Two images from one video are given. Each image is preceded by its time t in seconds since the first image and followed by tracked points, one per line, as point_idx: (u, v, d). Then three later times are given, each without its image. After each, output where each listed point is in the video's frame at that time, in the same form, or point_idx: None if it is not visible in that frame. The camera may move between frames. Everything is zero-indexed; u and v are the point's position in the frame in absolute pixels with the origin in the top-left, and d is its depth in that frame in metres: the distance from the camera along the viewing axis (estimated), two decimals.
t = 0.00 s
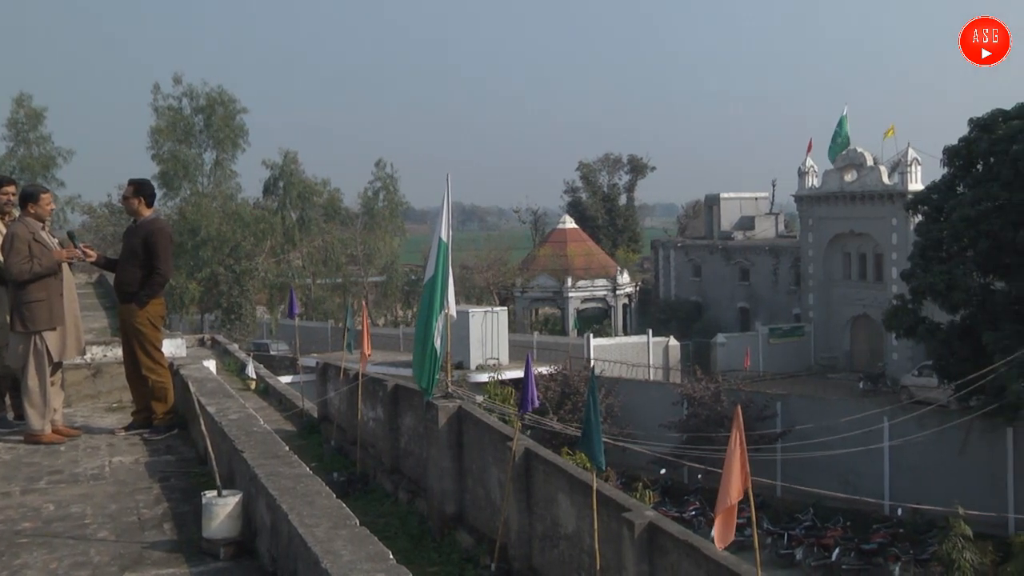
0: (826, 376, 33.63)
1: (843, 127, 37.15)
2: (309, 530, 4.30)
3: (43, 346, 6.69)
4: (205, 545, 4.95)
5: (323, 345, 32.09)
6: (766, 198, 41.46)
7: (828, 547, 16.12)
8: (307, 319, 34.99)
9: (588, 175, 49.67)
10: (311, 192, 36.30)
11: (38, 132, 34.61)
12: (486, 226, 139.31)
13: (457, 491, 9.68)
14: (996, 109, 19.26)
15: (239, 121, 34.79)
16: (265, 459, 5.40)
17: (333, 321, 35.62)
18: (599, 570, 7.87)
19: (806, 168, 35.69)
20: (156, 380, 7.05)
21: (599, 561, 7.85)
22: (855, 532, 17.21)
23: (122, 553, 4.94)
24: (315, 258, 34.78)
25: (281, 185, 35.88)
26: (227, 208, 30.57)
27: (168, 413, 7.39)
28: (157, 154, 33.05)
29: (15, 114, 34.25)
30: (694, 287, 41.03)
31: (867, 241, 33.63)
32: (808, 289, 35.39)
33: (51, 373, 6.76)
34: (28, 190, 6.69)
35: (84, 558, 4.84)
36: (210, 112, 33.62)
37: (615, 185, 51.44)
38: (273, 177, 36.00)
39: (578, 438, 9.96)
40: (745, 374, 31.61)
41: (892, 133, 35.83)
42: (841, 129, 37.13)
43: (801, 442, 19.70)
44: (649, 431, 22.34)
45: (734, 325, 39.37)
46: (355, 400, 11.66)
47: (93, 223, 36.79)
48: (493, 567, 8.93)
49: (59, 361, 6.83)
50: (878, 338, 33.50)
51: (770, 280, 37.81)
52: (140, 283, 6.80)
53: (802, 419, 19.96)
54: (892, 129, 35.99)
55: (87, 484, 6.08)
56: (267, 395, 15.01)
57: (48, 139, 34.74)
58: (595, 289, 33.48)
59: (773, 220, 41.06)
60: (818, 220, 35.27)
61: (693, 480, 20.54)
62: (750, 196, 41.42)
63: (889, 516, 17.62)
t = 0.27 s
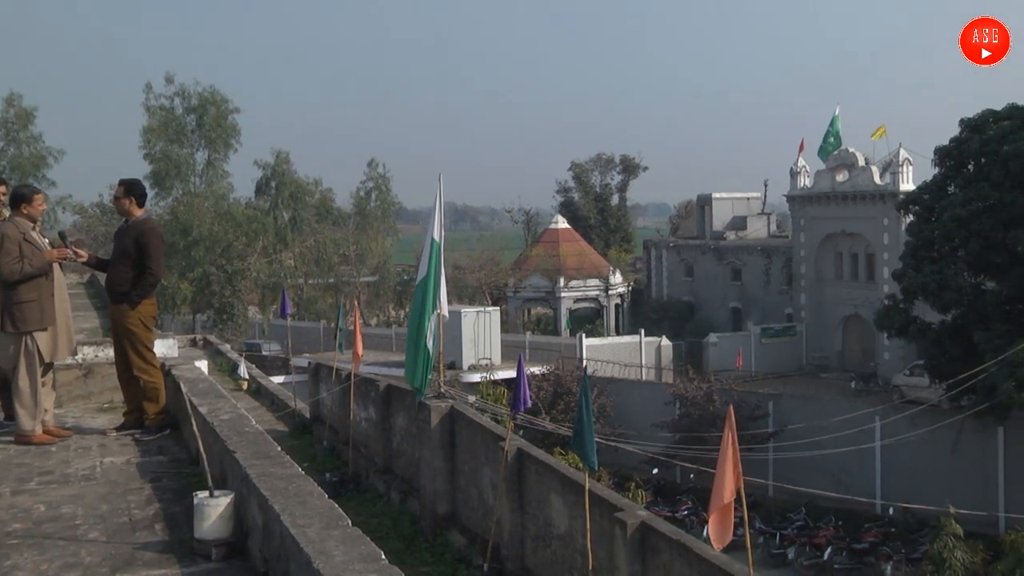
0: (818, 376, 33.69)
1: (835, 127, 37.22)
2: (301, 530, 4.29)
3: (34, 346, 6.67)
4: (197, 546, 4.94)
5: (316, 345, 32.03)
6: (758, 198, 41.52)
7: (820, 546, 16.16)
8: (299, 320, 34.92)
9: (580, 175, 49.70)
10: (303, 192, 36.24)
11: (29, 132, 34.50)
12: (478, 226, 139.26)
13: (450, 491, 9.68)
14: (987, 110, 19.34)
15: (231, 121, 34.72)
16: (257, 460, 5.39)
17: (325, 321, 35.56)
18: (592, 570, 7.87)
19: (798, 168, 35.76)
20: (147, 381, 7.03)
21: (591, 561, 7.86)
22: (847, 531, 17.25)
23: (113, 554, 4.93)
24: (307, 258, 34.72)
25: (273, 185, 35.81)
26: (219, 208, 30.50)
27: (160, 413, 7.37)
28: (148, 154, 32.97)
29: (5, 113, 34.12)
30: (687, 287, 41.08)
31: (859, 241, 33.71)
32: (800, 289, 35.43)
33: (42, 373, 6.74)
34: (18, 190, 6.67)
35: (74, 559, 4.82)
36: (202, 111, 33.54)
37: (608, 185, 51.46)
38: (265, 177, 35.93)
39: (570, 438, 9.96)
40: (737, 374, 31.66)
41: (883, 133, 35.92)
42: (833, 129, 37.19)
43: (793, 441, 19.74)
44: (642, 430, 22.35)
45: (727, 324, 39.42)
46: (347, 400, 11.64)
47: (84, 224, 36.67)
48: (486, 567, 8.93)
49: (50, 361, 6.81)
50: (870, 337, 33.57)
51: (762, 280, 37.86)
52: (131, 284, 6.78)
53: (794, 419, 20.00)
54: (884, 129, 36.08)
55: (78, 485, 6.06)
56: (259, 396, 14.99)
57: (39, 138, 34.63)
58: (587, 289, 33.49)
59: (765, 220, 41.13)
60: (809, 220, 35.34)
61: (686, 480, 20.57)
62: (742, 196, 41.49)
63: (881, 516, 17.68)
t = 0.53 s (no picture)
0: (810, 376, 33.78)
1: (828, 127, 37.29)
2: (293, 531, 4.29)
3: (25, 346, 6.64)
4: (189, 546, 4.92)
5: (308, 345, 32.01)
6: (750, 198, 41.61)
7: (812, 546, 16.19)
8: (291, 320, 34.90)
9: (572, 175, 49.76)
10: (295, 192, 36.20)
11: (20, 131, 34.39)
12: (471, 226, 139.30)
13: (442, 491, 9.68)
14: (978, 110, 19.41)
15: (223, 120, 34.65)
16: (249, 460, 5.38)
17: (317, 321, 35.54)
18: (584, 570, 7.88)
19: (790, 168, 35.82)
20: (139, 381, 7.01)
21: (584, 561, 7.86)
22: (839, 531, 17.30)
23: (104, 555, 4.91)
24: (299, 258, 34.68)
25: (265, 185, 35.76)
26: (211, 209, 30.46)
27: (151, 413, 7.35)
28: (140, 154, 32.89)
29: None
30: (679, 287, 41.13)
31: (851, 241, 33.79)
32: (792, 289, 35.48)
33: (32, 373, 6.72)
34: (9, 190, 6.65)
35: (65, 560, 4.81)
36: (194, 111, 33.47)
37: (600, 185, 51.50)
38: (256, 177, 35.87)
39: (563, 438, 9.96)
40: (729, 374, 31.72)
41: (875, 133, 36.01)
42: (825, 129, 37.25)
43: (785, 441, 19.78)
44: (635, 430, 22.37)
45: (719, 324, 39.49)
46: (339, 400, 11.63)
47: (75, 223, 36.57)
48: (478, 567, 8.94)
49: (41, 361, 6.80)
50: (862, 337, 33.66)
51: (754, 280, 37.93)
52: (123, 284, 6.76)
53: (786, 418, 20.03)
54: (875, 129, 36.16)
55: (70, 486, 6.04)
56: (251, 396, 14.98)
57: (30, 138, 34.53)
58: (580, 289, 33.51)
59: (757, 220, 41.20)
60: (801, 220, 35.41)
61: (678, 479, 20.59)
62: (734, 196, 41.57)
63: (873, 515, 17.72)
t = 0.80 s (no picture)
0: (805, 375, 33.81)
1: (823, 127, 37.34)
2: (289, 531, 4.28)
3: (19, 346, 6.63)
4: (184, 547, 4.92)
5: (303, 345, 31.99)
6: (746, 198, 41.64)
7: (808, 546, 16.22)
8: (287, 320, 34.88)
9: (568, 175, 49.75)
10: (291, 192, 36.18)
11: (14, 131, 34.32)
12: (466, 226, 139.26)
13: (438, 491, 9.67)
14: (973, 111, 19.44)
15: (219, 120, 34.60)
16: (245, 461, 5.37)
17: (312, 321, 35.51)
18: (580, 570, 7.88)
19: (785, 168, 35.85)
20: (134, 381, 7.00)
21: (580, 561, 7.87)
22: (834, 530, 17.32)
23: (99, 555, 4.91)
24: (295, 258, 34.65)
25: (260, 185, 35.72)
26: (207, 208, 30.42)
27: (147, 413, 7.33)
28: (136, 153, 32.86)
29: None
30: (675, 287, 41.17)
31: (846, 241, 33.84)
32: (787, 289, 35.52)
33: (27, 373, 6.71)
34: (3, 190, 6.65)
35: (60, 561, 4.80)
36: (190, 111, 33.43)
37: (596, 186, 51.50)
38: (252, 176, 35.83)
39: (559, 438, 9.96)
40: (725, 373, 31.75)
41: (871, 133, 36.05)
42: (821, 129, 37.30)
43: (781, 441, 19.80)
44: (631, 430, 22.37)
45: (714, 324, 39.52)
46: (335, 400, 11.62)
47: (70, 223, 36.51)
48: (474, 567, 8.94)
49: (36, 361, 6.78)
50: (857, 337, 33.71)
51: (750, 280, 37.96)
52: (118, 284, 6.75)
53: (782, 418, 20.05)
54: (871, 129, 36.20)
55: (65, 486, 6.04)
56: (247, 396, 14.97)
57: (25, 138, 34.46)
58: (576, 289, 33.52)
59: (753, 220, 41.23)
60: (797, 220, 35.44)
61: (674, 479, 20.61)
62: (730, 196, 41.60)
63: (868, 515, 17.76)
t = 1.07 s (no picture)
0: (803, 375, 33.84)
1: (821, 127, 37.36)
2: (286, 531, 4.28)
3: (16, 346, 6.62)
4: (182, 547, 4.91)
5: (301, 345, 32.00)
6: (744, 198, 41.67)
7: (806, 546, 16.26)
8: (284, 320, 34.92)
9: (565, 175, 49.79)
10: (289, 192, 36.16)
11: (12, 131, 34.30)
12: (464, 226, 139.27)
13: (436, 491, 9.67)
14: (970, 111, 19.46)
15: (217, 121, 34.60)
16: (243, 461, 5.36)
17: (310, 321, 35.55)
18: (578, 570, 7.87)
19: (783, 168, 35.87)
20: (132, 381, 7.00)
21: (578, 561, 7.86)
22: (832, 530, 17.34)
23: (97, 556, 4.90)
24: (293, 258, 34.64)
25: (258, 185, 35.72)
26: (205, 208, 30.40)
27: (145, 413, 7.33)
28: (134, 154, 32.85)
29: None
30: (673, 287, 41.19)
31: (844, 241, 33.86)
32: (785, 289, 35.53)
33: (24, 373, 6.70)
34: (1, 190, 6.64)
35: (57, 561, 4.80)
36: (188, 111, 33.43)
37: (593, 186, 51.54)
38: (250, 177, 35.83)
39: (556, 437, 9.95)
40: (723, 373, 31.77)
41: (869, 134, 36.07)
42: (819, 129, 37.32)
43: (779, 441, 19.81)
44: (629, 430, 22.38)
45: (712, 324, 39.54)
46: (333, 400, 11.62)
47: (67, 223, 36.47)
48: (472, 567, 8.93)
49: (33, 361, 6.77)
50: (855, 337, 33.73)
51: (747, 280, 37.99)
52: (116, 283, 6.75)
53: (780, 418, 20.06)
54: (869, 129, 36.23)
55: (63, 486, 6.03)
56: (245, 396, 14.98)
57: (22, 138, 34.44)
58: (574, 289, 33.53)
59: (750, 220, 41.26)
60: (795, 220, 35.47)
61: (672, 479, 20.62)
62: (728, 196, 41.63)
63: (866, 515, 17.78)
